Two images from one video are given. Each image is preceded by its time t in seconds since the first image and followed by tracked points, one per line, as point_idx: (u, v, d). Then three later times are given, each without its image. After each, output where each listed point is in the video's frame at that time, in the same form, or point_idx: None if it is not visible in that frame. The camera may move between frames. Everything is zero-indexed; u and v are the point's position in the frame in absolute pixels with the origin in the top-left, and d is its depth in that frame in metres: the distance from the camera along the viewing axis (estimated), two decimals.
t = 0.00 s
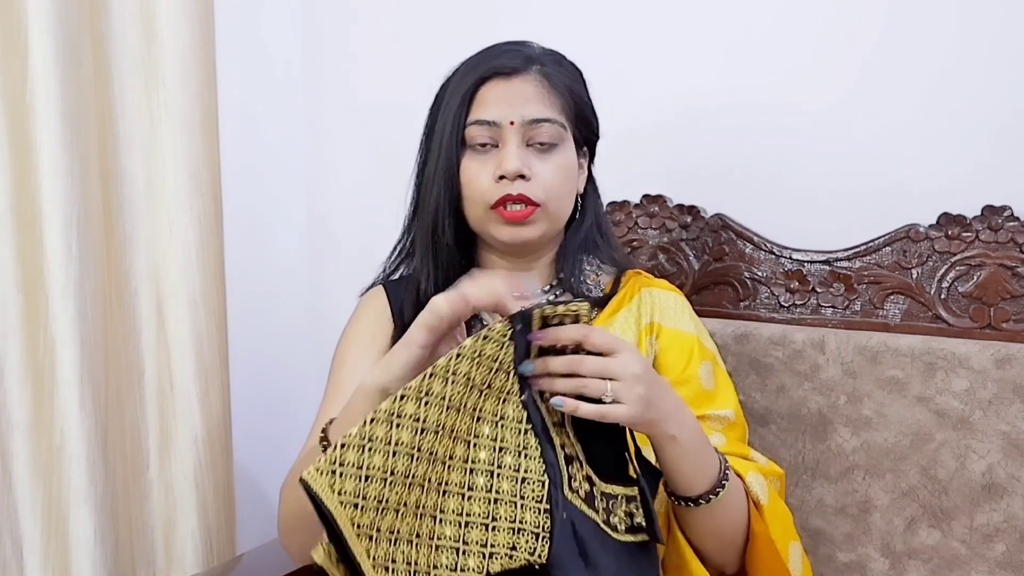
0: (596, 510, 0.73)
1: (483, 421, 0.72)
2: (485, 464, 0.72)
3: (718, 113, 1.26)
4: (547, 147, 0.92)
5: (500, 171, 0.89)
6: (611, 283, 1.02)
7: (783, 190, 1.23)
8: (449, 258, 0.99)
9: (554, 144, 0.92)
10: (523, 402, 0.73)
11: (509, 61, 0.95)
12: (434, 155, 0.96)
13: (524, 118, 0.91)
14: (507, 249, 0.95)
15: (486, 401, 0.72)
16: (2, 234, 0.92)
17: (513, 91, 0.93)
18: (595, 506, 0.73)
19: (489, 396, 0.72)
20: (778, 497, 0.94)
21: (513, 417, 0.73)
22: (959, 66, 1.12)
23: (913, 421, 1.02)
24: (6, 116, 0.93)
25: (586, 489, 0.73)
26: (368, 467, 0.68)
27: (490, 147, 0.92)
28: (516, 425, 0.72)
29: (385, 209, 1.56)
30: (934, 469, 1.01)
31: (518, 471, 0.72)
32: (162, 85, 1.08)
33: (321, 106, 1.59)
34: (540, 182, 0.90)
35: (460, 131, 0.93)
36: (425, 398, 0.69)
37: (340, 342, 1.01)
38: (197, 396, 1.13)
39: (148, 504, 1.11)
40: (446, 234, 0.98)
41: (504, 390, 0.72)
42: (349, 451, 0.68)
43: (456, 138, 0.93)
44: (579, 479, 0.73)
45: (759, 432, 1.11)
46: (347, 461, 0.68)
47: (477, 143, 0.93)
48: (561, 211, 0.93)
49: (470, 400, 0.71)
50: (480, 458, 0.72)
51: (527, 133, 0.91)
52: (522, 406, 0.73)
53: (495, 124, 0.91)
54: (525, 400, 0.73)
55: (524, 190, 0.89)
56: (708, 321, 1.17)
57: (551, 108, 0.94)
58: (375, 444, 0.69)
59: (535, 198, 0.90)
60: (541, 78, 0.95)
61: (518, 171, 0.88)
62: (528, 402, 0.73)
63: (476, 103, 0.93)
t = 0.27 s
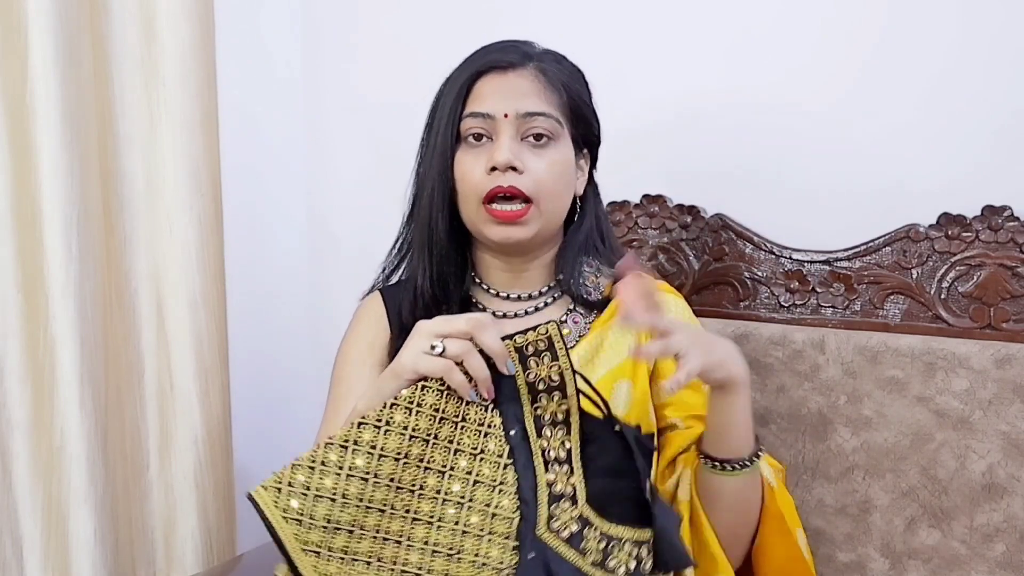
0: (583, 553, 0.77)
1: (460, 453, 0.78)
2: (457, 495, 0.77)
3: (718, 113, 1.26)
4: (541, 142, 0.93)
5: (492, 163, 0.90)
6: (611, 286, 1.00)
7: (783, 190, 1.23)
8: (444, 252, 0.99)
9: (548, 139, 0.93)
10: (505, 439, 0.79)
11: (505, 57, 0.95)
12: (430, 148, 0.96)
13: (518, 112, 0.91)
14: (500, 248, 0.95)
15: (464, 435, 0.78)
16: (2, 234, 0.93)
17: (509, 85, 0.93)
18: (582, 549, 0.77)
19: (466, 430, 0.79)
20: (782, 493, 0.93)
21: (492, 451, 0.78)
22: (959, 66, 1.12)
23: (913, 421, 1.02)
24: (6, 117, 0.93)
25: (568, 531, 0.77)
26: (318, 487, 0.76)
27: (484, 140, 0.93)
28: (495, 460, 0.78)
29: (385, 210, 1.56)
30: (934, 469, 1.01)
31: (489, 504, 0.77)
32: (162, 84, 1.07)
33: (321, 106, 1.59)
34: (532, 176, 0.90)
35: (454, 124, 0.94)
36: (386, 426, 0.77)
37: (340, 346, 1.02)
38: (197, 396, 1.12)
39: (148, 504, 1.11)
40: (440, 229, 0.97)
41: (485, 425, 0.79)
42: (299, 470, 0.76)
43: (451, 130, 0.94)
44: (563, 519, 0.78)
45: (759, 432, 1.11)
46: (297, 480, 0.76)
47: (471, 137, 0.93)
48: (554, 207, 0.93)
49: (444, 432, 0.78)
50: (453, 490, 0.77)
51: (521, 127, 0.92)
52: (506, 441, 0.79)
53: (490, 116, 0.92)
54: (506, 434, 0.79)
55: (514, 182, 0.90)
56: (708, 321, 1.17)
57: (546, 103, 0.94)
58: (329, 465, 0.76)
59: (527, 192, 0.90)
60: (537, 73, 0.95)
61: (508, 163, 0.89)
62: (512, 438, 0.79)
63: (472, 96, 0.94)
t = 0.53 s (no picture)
0: None
1: (426, 474, 0.79)
2: (410, 514, 0.78)
3: (718, 113, 1.26)
4: (539, 143, 0.93)
5: (492, 166, 0.89)
6: (610, 285, 1.04)
7: (783, 190, 1.23)
8: (442, 257, 0.99)
9: (546, 139, 0.93)
10: (471, 474, 0.78)
11: (500, 58, 0.95)
12: (427, 151, 0.96)
13: (516, 114, 0.91)
14: (498, 249, 0.97)
15: (435, 458, 0.79)
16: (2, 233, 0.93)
17: (505, 87, 0.93)
18: None
19: (437, 454, 0.79)
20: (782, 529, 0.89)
21: (455, 482, 0.78)
22: (959, 66, 1.12)
23: (913, 421, 1.02)
24: (6, 116, 0.93)
25: None
26: (282, 471, 0.77)
27: (482, 142, 0.92)
28: (454, 491, 0.77)
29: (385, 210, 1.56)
30: (934, 469, 1.01)
31: (435, 531, 0.77)
32: (162, 85, 1.08)
33: (321, 106, 1.59)
34: (532, 178, 0.90)
35: (452, 128, 0.93)
36: (359, 432, 0.78)
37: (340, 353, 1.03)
38: (197, 396, 1.12)
39: (148, 504, 1.11)
40: (440, 233, 0.98)
41: (457, 454, 0.79)
42: (269, 450, 0.77)
43: (449, 134, 0.93)
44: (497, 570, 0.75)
45: (759, 432, 1.11)
46: (263, 458, 0.76)
47: (469, 140, 0.93)
48: (554, 207, 0.93)
49: (416, 450, 0.79)
50: (408, 507, 0.78)
51: (519, 128, 0.92)
52: (471, 476, 0.78)
53: (487, 119, 0.92)
54: (474, 470, 0.78)
55: (516, 185, 0.90)
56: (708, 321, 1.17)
57: (543, 104, 0.94)
58: (296, 453, 0.77)
59: (527, 194, 0.90)
60: (532, 73, 0.95)
61: (510, 166, 0.89)
62: (477, 475, 0.78)
63: (469, 99, 0.94)
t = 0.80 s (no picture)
0: None
1: (415, 488, 0.78)
2: (402, 528, 0.77)
3: (718, 114, 1.26)
4: (542, 142, 0.93)
5: (495, 166, 0.90)
6: (614, 288, 1.02)
7: (783, 190, 1.23)
8: (445, 257, 0.99)
9: (549, 138, 0.93)
10: (462, 484, 0.78)
11: (503, 57, 0.95)
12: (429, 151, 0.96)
13: (519, 113, 0.92)
14: (503, 248, 0.96)
15: (424, 470, 0.79)
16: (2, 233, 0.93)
17: (507, 86, 0.93)
18: None
19: (426, 467, 0.79)
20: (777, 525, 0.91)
21: (445, 493, 0.78)
22: (959, 66, 1.12)
23: (913, 421, 1.02)
24: (6, 117, 0.93)
25: None
26: (271, 492, 0.77)
27: (485, 142, 0.93)
28: (446, 501, 0.78)
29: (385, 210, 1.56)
30: (934, 469, 1.01)
31: (428, 543, 0.77)
32: (162, 85, 1.08)
33: (320, 106, 1.59)
34: (535, 177, 0.90)
35: (454, 127, 0.93)
36: (346, 448, 0.79)
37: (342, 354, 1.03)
38: (197, 396, 1.11)
39: (148, 503, 1.11)
40: (441, 233, 0.98)
41: (445, 465, 0.79)
42: (256, 472, 0.77)
43: (452, 134, 0.93)
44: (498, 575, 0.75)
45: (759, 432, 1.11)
46: (251, 481, 0.77)
47: (472, 140, 0.93)
48: (557, 205, 0.93)
49: (405, 464, 0.79)
50: (398, 521, 0.77)
51: (522, 128, 0.92)
52: (462, 485, 0.78)
53: (490, 118, 0.92)
54: (464, 480, 0.78)
55: (519, 184, 0.90)
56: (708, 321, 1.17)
57: (546, 103, 0.94)
58: (284, 473, 0.77)
59: (530, 193, 0.91)
60: (535, 72, 0.95)
61: (512, 165, 0.89)
62: (468, 484, 0.78)
63: (472, 98, 0.94)
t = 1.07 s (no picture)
0: None
1: (412, 539, 0.78)
2: None
3: (718, 114, 1.26)
4: (549, 143, 0.92)
5: (501, 166, 0.89)
6: (618, 290, 1.04)
7: (782, 190, 1.23)
8: (452, 258, 0.99)
9: (556, 140, 0.93)
10: (457, 536, 0.77)
11: (509, 58, 0.95)
12: (435, 150, 0.97)
13: (525, 113, 0.91)
14: (510, 250, 0.95)
15: (420, 521, 0.79)
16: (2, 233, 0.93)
17: (514, 87, 0.93)
18: None
19: (423, 518, 0.79)
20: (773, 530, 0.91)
21: (441, 545, 0.77)
22: (959, 65, 1.12)
23: (913, 421, 1.02)
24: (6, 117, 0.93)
25: None
26: (270, 546, 0.78)
27: (492, 142, 0.92)
28: (442, 553, 0.77)
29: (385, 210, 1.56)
30: (934, 469, 1.01)
31: None
32: (162, 85, 1.08)
33: (320, 106, 1.59)
34: (542, 178, 0.90)
35: (460, 127, 0.94)
36: (343, 501, 0.79)
37: (345, 359, 1.04)
38: (197, 396, 1.12)
39: (148, 503, 1.11)
40: (446, 234, 0.97)
41: (441, 516, 0.78)
42: (255, 528, 0.78)
43: (457, 135, 0.94)
44: None
45: (759, 433, 1.11)
46: (250, 536, 0.78)
47: (479, 140, 0.93)
48: (565, 206, 0.93)
49: (401, 516, 0.79)
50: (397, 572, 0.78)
51: (529, 128, 0.92)
52: (457, 538, 0.77)
53: (496, 119, 0.92)
54: (460, 531, 0.77)
55: (526, 183, 0.89)
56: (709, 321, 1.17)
57: (553, 103, 0.94)
58: (282, 528, 0.78)
59: (537, 194, 0.90)
60: (542, 72, 0.95)
61: (519, 165, 0.89)
62: (464, 537, 0.77)
63: (478, 98, 0.94)
